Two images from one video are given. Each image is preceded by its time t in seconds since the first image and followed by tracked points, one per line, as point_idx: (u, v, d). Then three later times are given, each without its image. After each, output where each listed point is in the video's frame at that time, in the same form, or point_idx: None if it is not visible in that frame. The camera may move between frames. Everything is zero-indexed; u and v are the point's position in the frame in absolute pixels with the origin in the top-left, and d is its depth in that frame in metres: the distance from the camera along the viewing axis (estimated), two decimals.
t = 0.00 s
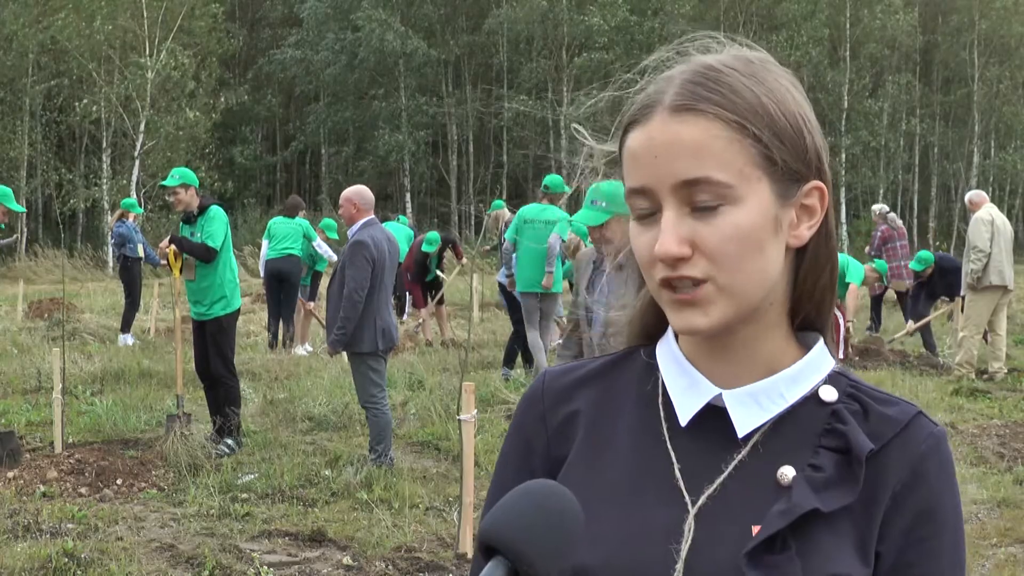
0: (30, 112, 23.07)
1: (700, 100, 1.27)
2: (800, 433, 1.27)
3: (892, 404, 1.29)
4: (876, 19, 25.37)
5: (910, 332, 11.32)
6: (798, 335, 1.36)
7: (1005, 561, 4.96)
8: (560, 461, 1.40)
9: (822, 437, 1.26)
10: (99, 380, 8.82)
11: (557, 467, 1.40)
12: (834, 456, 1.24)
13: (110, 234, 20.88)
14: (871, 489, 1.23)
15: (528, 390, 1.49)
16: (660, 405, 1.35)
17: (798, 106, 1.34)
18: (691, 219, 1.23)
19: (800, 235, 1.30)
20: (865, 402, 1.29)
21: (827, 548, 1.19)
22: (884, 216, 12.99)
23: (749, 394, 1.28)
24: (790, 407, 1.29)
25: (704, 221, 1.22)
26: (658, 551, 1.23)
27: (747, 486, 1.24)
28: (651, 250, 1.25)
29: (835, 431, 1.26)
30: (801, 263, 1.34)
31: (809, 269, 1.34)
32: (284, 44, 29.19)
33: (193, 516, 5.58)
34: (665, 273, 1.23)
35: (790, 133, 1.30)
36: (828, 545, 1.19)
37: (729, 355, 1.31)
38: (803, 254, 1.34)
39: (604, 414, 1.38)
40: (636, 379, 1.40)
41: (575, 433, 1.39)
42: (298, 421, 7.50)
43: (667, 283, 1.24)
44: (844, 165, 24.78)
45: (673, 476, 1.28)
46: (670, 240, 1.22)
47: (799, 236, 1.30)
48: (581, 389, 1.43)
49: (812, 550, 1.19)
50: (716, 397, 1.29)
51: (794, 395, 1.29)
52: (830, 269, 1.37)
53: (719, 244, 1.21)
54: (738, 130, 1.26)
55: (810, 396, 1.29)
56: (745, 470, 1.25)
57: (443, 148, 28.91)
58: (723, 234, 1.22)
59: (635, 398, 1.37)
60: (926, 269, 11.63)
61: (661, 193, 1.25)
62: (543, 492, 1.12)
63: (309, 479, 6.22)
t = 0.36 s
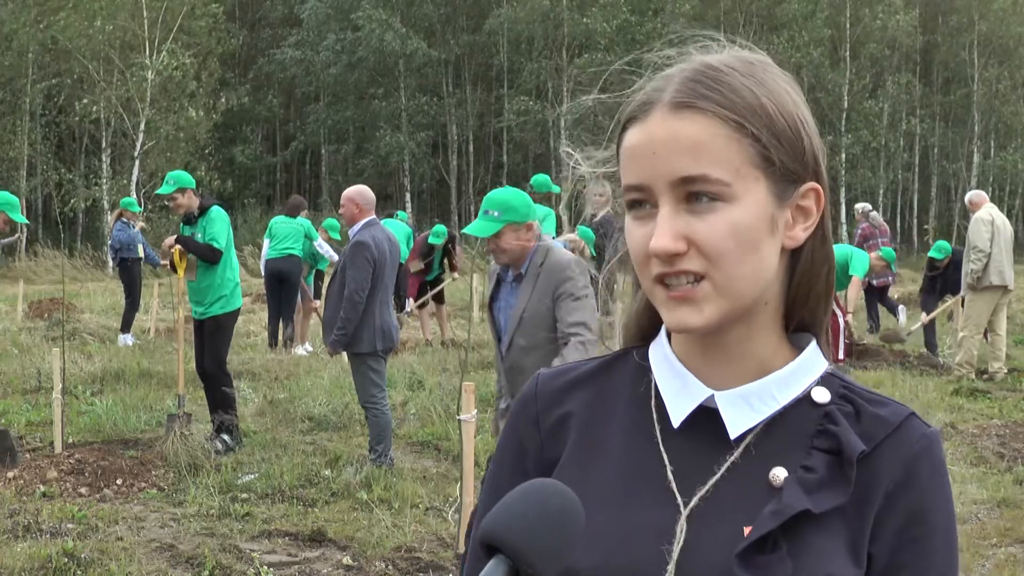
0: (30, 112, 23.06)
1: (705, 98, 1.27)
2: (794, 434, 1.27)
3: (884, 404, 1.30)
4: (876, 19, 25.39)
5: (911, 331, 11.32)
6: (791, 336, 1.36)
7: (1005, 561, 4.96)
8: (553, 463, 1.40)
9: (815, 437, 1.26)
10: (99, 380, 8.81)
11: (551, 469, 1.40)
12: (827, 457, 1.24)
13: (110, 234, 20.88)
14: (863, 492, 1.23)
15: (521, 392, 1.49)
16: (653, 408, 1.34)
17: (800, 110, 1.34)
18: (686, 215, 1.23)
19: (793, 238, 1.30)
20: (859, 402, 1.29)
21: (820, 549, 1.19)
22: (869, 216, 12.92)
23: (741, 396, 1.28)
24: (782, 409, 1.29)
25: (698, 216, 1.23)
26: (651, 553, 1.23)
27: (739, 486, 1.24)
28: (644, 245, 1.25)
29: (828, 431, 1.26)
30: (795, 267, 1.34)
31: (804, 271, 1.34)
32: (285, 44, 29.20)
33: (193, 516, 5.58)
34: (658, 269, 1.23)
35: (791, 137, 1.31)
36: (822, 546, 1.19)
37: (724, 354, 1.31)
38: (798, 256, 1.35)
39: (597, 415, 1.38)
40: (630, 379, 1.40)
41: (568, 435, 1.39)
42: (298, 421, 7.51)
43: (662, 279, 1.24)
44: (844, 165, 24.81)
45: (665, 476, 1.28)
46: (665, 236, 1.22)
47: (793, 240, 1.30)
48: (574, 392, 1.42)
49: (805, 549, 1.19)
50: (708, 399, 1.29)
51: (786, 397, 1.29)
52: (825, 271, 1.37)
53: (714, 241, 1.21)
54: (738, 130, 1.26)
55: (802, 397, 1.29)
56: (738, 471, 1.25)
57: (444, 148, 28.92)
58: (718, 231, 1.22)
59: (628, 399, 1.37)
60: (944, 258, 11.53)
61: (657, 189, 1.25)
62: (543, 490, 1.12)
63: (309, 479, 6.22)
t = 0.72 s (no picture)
0: (30, 112, 23.05)
1: (699, 94, 1.28)
2: (786, 435, 1.27)
3: (877, 402, 1.30)
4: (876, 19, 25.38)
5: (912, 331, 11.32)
6: (783, 336, 1.36)
7: (1005, 561, 4.96)
8: (546, 465, 1.40)
9: (806, 438, 1.27)
10: (99, 380, 8.81)
11: (545, 470, 1.40)
12: (819, 458, 1.24)
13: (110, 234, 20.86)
14: (855, 494, 1.23)
15: (514, 394, 1.49)
16: (645, 409, 1.34)
17: (796, 110, 1.35)
18: (683, 213, 1.23)
19: (787, 238, 1.30)
20: (852, 401, 1.29)
21: (811, 551, 1.19)
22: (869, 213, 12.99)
23: (735, 396, 1.27)
24: (774, 408, 1.28)
25: (695, 215, 1.22)
26: (642, 555, 1.24)
27: (731, 485, 1.25)
28: (638, 243, 1.25)
29: (820, 432, 1.26)
30: (789, 267, 1.34)
31: (798, 269, 1.34)
32: (285, 44, 29.19)
33: (193, 516, 5.58)
34: (651, 266, 1.23)
35: (785, 133, 1.31)
36: (814, 548, 1.20)
37: (715, 353, 1.31)
38: (791, 256, 1.34)
39: (587, 416, 1.38)
40: (622, 378, 1.40)
41: (560, 437, 1.39)
42: (298, 421, 7.51)
43: (656, 278, 1.24)
44: (844, 165, 24.81)
45: (658, 477, 1.28)
46: (659, 233, 1.22)
47: (787, 239, 1.30)
48: (565, 395, 1.42)
49: (797, 549, 1.19)
50: (700, 399, 1.29)
51: (779, 396, 1.29)
52: (818, 272, 1.37)
53: (708, 240, 1.21)
54: (734, 127, 1.26)
55: (795, 396, 1.29)
56: (730, 473, 1.25)
57: (444, 148, 28.93)
58: (715, 232, 1.21)
59: (620, 400, 1.37)
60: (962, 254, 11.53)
61: (653, 186, 1.25)
62: (543, 490, 1.12)
63: (309, 479, 6.22)
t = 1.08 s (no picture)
0: (31, 112, 23.04)
1: (720, 78, 1.29)
2: (781, 438, 1.27)
3: (873, 404, 1.30)
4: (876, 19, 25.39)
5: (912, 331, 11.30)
6: (776, 338, 1.35)
7: (1005, 561, 4.95)
8: (535, 467, 1.41)
9: (802, 441, 1.27)
10: (99, 380, 8.81)
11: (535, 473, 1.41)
12: (814, 462, 1.24)
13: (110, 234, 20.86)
14: (852, 500, 1.23)
15: (502, 394, 1.49)
16: (636, 412, 1.34)
17: (809, 116, 1.36)
18: (683, 187, 1.23)
19: (785, 238, 1.29)
20: (845, 404, 1.29)
21: (811, 558, 1.19)
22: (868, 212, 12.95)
23: (727, 399, 1.27)
24: (767, 410, 1.28)
25: (694, 191, 1.22)
26: (641, 557, 1.23)
27: (726, 491, 1.25)
28: (634, 215, 1.24)
29: (815, 435, 1.26)
30: (787, 270, 1.34)
31: (798, 275, 1.34)
32: (285, 44, 29.19)
33: (193, 517, 5.58)
34: (643, 239, 1.22)
35: (799, 135, 1.32)
36: (813, 557, 1.19)
37: (707, 351, 1.31)
38: (789, 259, 1.34)
39: (578, 418, 1.38)
40: (613, 379, 1.40)
41: (551, 440, 1.39)
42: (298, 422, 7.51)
43: (644, 251, 1.23)
44: (844, 165, 24.81)
45: (652, 483, 1.28)
46: (654, 202, 1.22)
47: (784, 239, 1.29)
48: (555, 396, 1.42)
49: (797, 558, 1.19)
50: (693, 402, 1.29)
51: (771, 398, 1.28)
52: (818, 277, 1.37)
53: (704, 216, 1.21)
54: (748, 113, 1.27)
55: (788, 396, 1.29)
56: (728, 477, 1.25)
57: (444, 148, 28.95)
58: (712, 209, 1.21)
59: (612, 403, 1.37)
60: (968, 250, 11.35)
61: (656, 157, 1.25)
62: (542, 489, 1.12)
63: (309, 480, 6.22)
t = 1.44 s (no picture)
0: (31, 113, 23.03)
1: (741, 87, 1.29)
2: (786, 436, 1.28)
3: (878, 402, 1.30)
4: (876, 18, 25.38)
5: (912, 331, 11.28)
6: (783, 336, 1.36)
7: (1005, 561, 4.95)
8: (537, 466, 1.40)
9: (807, 438, 1.27)
10: (98, 380, 8.81)
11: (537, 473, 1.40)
12: (822, 460, 1.24)
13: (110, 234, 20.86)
14: (859, 494, 1.23)
15: (504, 393, 1.49)
16: (641, 410, 1.34)
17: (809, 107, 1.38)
18: (725, 206, 1.23)
19: (804, 237, 1.32)
20: (850, 401, 1.29)
21: (818, 556, 1.19)
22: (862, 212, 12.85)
23: (732, 399, 1.28)
24: (772, 408, 1.29)
25: (737, 209, 1.23)
26: (646, 556, 1.23)
27: (731, 490, 1.25)
28: (677, 235, 1.23)
29: (822, 433, 1.26)
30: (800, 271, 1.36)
31: (805, 276, 1.37)
32: (285, 44, 29.19)
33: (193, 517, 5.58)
34: (689, 259, 1.22)
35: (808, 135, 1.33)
36: (819, 553, 1.20)
37: (719, 354, 1.31)
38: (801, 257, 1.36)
39: (580, 419, 1.38)
40: (616, 380, 1.40)
41: (554, 440, 1.38)
42: (298, 422, 7.50)
43: (685, 271, 1.23)
44: (844, 165, 24.79)
45: (658, 482, 1.28)
46: (704, 226, 1.21)
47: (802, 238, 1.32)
48: (558, 395, 1.42)
49: (805, 556, 1.19)
50: (699, 401, 1.29)
51: (777, 397, 1.29)
52: (825, 272, 1.40)
53: (752, 232, 1.22)
54: (773, 125, 1.28)
55: (793, 395, 1.29)
56: (735, 476, 1.25)
57: (444, 148, 28.95)
58: (758, 223, 1.22)
59: (614, 403, 1.37)
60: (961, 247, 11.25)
61: (695, 177, 1.24)
62: (540, 485, 1.13)
63: (309, 480, 6.22)
